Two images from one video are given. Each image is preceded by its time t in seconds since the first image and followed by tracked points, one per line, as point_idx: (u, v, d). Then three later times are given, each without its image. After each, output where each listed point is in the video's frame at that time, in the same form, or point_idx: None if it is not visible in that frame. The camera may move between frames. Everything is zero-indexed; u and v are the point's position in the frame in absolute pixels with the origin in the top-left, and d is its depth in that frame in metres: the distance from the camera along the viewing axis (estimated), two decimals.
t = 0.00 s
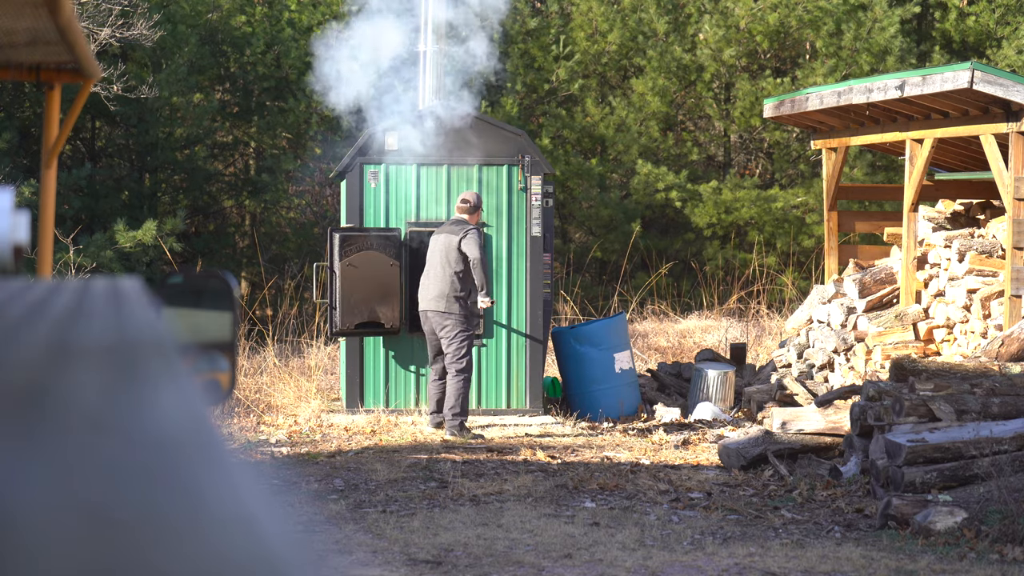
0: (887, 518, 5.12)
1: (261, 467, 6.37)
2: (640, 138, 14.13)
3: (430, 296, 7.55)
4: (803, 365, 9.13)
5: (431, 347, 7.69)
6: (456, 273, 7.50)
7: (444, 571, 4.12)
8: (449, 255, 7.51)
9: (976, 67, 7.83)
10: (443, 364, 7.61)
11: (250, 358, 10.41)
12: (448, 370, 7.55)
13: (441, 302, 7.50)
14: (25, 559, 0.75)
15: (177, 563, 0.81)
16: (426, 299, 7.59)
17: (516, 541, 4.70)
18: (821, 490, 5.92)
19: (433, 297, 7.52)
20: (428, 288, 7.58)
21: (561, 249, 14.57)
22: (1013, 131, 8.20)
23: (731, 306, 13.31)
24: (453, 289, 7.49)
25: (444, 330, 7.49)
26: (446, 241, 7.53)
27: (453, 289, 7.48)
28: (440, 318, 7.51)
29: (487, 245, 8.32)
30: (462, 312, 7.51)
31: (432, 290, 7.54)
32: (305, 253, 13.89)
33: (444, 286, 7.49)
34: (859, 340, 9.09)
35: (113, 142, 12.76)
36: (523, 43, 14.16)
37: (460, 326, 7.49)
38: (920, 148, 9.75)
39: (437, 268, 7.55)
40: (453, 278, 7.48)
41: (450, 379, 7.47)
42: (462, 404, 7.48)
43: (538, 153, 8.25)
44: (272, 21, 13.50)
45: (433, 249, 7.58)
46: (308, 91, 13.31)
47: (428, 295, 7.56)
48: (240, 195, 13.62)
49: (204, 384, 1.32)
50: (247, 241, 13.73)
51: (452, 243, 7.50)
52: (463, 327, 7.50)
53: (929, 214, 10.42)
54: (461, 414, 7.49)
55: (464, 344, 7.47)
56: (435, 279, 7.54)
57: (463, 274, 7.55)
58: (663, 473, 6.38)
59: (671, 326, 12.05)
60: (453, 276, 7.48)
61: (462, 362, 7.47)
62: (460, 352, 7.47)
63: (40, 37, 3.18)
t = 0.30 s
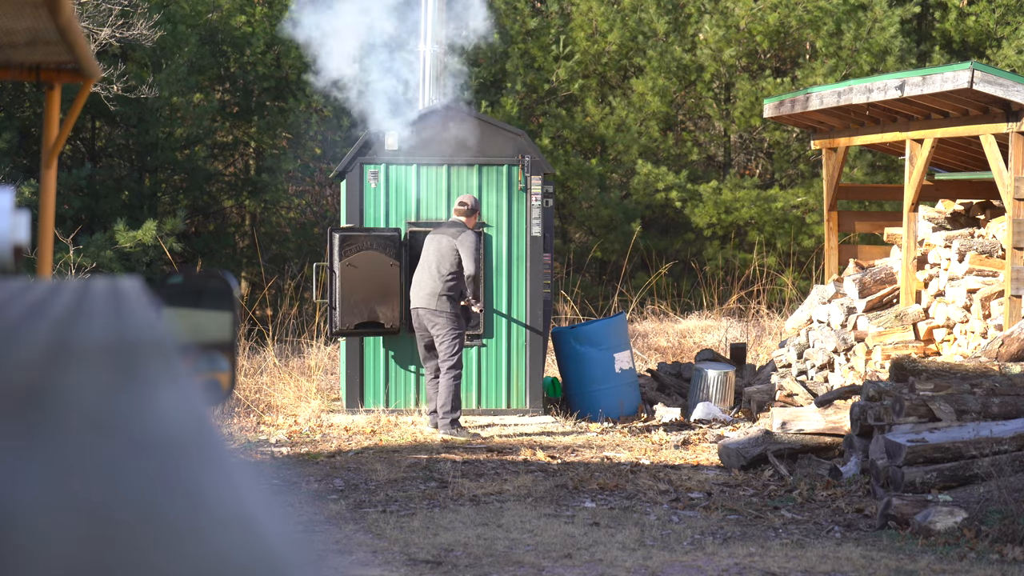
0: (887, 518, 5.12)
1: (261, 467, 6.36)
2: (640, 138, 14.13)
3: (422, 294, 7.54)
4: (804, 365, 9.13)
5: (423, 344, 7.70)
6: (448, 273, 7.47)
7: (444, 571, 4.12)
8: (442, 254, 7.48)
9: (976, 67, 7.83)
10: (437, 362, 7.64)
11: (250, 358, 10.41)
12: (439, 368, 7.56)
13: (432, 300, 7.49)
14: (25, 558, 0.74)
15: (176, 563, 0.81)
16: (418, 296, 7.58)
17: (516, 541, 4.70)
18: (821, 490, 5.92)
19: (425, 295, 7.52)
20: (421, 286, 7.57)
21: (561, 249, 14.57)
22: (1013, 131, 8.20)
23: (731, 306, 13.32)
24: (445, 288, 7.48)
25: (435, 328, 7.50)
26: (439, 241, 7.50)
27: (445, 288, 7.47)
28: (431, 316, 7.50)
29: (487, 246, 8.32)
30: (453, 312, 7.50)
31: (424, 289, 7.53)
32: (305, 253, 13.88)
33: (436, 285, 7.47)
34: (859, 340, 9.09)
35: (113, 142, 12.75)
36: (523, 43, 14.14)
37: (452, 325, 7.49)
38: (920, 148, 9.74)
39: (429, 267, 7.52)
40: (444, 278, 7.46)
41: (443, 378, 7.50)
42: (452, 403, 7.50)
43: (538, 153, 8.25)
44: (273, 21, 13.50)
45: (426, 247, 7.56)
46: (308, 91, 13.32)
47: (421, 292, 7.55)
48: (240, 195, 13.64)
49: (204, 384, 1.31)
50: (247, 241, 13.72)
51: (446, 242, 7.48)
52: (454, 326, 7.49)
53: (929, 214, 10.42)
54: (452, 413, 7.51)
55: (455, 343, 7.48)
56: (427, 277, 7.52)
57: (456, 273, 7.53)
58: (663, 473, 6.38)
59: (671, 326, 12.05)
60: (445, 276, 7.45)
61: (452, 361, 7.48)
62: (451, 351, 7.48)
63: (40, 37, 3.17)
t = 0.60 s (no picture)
0: (887, 518, 5.12)
1: (261, 467, 6.37)
2: (640, 138, 14.14)
3: (423, 294, 7.56)
4: (804, 365, 9.13)
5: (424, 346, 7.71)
6: (450, 272, 7.48)
7: (444, 571, 4.12)
8: (442, 254, 7.49)
9: (976, 67, 7.83)
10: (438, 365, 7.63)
11: (250, 358, 10.41)
12: (439, 369, 7.57)
13: (434, 300, 7.51)
14: (25, 559, 0.74)
15: (176, 562, 0.80)
16: (419, 296, 7.60)
17: (516, 541, 4.70)
18: (821, 490, 5.92)
19: (428, 295, 7.52)
20: (423, 286, 7.57)
21: (561, 249, 14.57)
22: (1013, 131, 8.20)
23: (731, 306, 13.33)
24: (446, 288, 7.49)
25: (437, 329, 7.50)
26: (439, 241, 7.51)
27: (446, 287, 7.48)
28: (432, 316, 7.51)
29: (487, 246, 8.32)
30: (454, 311, 7.51)
31: (426, 289, 7.54)
32: (305, 253, 13.89)
33: (438, 285, 7.49)
34: (859, 340, 9.08)
35: (113, 142, 12.74)
36: (524, 43, 14.12)
37: (453, 326, 7.49)
38: (920, 148, 9.74)
39: (430, 267, 7.54)
40: (445, 277, 7.47)
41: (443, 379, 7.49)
42: (453, 404, 7.50)
43: (538, 153, 8.25)
44: (273, 22, 13.50)
45: (425, 248, 7.57)
46: (308, 91, 13.33)
47: (422, 292, 7.57)
48: (241, 195, 13.65)
49: (204, 383, 1.31)
50: (247, 241, 13.73)
51: (445, 242, 7.49)
52: (455, 326, 7.50)
53: (929, 214, 10.43)
54: (453, 414, 7.52)
55: (457, 343, 7.48)
56: (428, 277, 7.54)
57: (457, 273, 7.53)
58: (663, 473, 6.38)
59: (671, 326, 12.05)
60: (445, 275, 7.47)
61: (453, 362, 7.48)
62: (451, 351, 7.48)
63: (40, 37, 3.17)
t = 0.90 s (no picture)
0: (887, 518, 5.12)
1: (261, 467, 6.37)
2: (640, 138, 14.15)
3: (426, 293, 7.55)
4: (804, 365, 9.13)
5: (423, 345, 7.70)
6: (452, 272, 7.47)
7: (444, 571, 4.12)
8: (445, 254, 7.49)
9: (976, 67, 7.83)
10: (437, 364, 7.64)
11: (250, 358, 10.41)
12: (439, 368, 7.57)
13: (437, 299, 7.50)
14: (24, 560, 0.74)
15: (174, 563, 0.80)
16: (422, 294, 7.59)
17: (516, 541, 4.70)
18: (821, 490, 5.92)
19: (430, 294, 7.52)
20: (425, 285, 7.57)
21: (561, 249, 14.57)
22: (1013, 131, 8.20)
23: (731, 306, 13.34)
24: (449, 287, 7.49)
25: (438, 328, 7.50)
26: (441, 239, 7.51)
27: (449, 287, 7.48)
28: (434, 315, 7.51)
29: (487, 246, 8.33)
30: (456, 311, 7.51)
31: (428, 288, 7.53)
32: (305, 253, 13.90)
33: (441, 284, 7.48)
34: (859, 340, 9.08)
35: (113, 142, 12.74)
36: (524, 43, 14.11)
37: (454, 325, 7.49)
38: (920, 148, 9.74)
39: (433, 266, 7.53)
40: (448, 277, 7.47)
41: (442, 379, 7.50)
42: (451, 404, 7.51)
43: (538, 153, 8.25)
44: (273, 22, 13.49)
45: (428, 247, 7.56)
46: (308, 91, 13.33)
47: (425, 291, 7.56)
48: (241, 195, 13.57)
49: (204, 384, 1.31)
50: (247, 241, 13.73)
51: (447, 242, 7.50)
52: (456, 326, 7.50)
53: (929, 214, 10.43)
54: (453, 414, 7.52)
55: (457, 343, 7.48)
56: (432, 276, 7.53)
57: (458, 273, 7.53)
58: (663, 473, 6.38)
59: (671, 326, 12.05)
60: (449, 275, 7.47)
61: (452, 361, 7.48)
62: (452, 351, 7.49)
63: (40, 37, 3.17)
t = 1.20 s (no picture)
0: (887, 518, 5.12)
1: (261, 467, 6.37)
2: (640, 138, 14.15)
3: (427, 292, 7.53)
4: (804, 365, 9.13)
5: (423, 344, 7.69)
6: (454, 271, 7.46)
7: (444, 571, 4.12)
8: (447, 253, 7.48)
9: (976, 67, 7.83)
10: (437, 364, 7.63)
11: (251, 358, 10.41)
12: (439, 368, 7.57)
13: (439, 298, 7.49)
14: (24, 561, 0.74)
15: (174, 564, 0.80)
16: (423, 293, 7.57)
17: (516, 541, 4.70)
18: (821, 490, 5.92)
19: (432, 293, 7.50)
20: (427, 284, 7.55)
21: (561, 250, 14.58)
22: (1013, 131, 8.21)
23: (731, 306, 13.34)
24: (452, 287, 7.48)
25: (439, 327, 7.49)
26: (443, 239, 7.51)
27: (452, 287, 7.47)
28: (436, 314, 7.49)
29: (487, 246, 8.33)
30: (458, 311, 7.50)
31: (431, 286, 7.51)
32: (305, 253, 13.91)
33: (443, 283, 7.46)
34: (859, 340, 9.08)
35: (113, 142, 12.73)
36: (524, 43, 14.11)
37: (455, 325, 7.49)
38: (920, 148, 9.74)
39: (435, 265, 7.51)
40: (451, 277, 7.46)
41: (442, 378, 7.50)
42: (452, 404, 7.51)
43: (538, 153, 8.25)
44: (273, 22, 13.48)
45: (430, 246, 7.54)
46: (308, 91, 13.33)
47: (426, 290, 7.54)
48: (240, 195, 13.53)
49: (204, 383, 1.31)
50: (247, 241, 13.73)
51: (450, 241, 7.50)
52: (457, 326, 7.49)
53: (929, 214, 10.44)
54: (453, 414, 7.52)
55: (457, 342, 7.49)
56: (434, 276, 7.51)
57: (460, 272, 7.52)
58: (663, 473, 6.38)
59: (671, 326, 12.05)
60: (451, 274, 7.46)
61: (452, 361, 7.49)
62: (452, 351, 7.49)
63: (40, 37, 3.17)
